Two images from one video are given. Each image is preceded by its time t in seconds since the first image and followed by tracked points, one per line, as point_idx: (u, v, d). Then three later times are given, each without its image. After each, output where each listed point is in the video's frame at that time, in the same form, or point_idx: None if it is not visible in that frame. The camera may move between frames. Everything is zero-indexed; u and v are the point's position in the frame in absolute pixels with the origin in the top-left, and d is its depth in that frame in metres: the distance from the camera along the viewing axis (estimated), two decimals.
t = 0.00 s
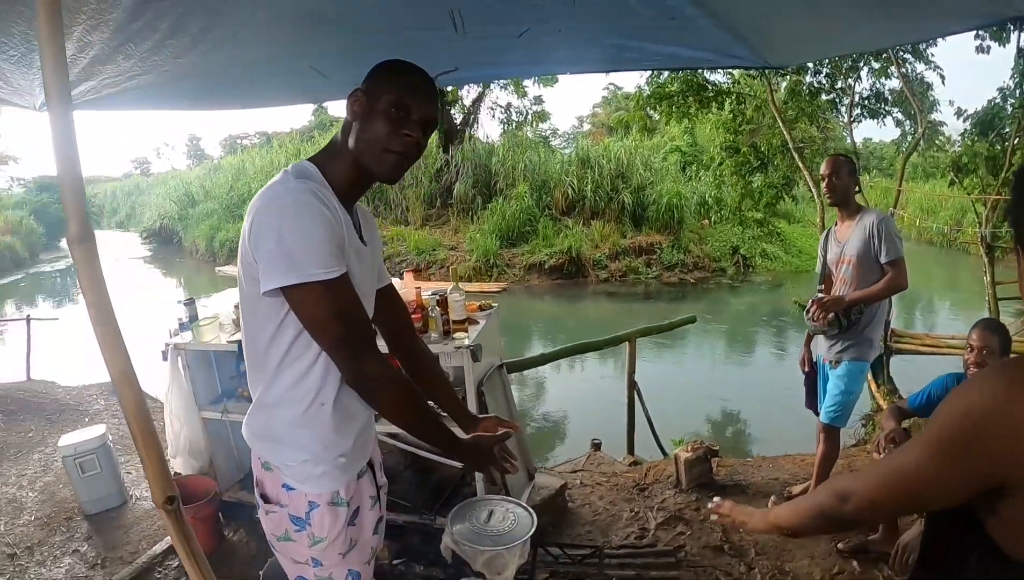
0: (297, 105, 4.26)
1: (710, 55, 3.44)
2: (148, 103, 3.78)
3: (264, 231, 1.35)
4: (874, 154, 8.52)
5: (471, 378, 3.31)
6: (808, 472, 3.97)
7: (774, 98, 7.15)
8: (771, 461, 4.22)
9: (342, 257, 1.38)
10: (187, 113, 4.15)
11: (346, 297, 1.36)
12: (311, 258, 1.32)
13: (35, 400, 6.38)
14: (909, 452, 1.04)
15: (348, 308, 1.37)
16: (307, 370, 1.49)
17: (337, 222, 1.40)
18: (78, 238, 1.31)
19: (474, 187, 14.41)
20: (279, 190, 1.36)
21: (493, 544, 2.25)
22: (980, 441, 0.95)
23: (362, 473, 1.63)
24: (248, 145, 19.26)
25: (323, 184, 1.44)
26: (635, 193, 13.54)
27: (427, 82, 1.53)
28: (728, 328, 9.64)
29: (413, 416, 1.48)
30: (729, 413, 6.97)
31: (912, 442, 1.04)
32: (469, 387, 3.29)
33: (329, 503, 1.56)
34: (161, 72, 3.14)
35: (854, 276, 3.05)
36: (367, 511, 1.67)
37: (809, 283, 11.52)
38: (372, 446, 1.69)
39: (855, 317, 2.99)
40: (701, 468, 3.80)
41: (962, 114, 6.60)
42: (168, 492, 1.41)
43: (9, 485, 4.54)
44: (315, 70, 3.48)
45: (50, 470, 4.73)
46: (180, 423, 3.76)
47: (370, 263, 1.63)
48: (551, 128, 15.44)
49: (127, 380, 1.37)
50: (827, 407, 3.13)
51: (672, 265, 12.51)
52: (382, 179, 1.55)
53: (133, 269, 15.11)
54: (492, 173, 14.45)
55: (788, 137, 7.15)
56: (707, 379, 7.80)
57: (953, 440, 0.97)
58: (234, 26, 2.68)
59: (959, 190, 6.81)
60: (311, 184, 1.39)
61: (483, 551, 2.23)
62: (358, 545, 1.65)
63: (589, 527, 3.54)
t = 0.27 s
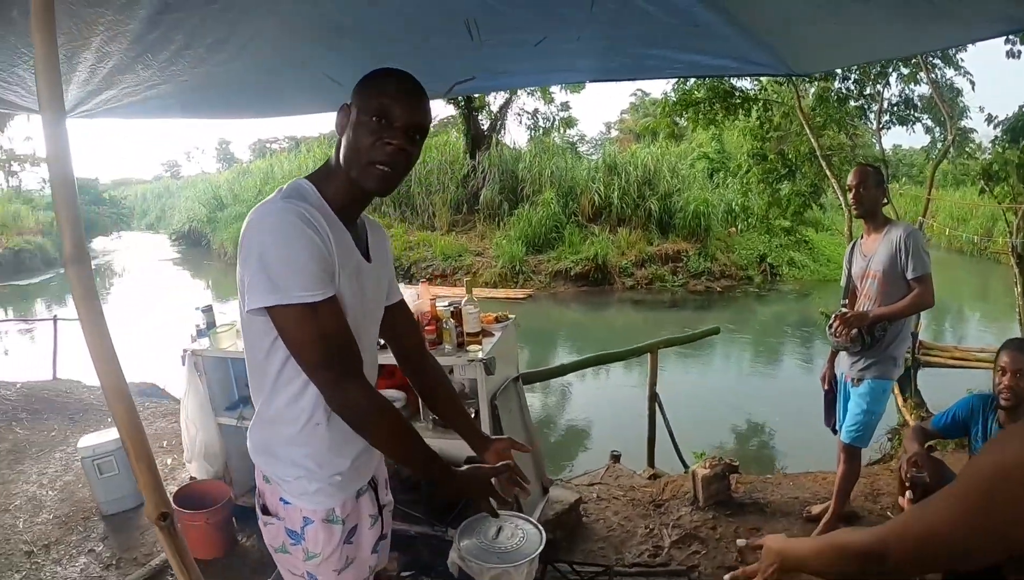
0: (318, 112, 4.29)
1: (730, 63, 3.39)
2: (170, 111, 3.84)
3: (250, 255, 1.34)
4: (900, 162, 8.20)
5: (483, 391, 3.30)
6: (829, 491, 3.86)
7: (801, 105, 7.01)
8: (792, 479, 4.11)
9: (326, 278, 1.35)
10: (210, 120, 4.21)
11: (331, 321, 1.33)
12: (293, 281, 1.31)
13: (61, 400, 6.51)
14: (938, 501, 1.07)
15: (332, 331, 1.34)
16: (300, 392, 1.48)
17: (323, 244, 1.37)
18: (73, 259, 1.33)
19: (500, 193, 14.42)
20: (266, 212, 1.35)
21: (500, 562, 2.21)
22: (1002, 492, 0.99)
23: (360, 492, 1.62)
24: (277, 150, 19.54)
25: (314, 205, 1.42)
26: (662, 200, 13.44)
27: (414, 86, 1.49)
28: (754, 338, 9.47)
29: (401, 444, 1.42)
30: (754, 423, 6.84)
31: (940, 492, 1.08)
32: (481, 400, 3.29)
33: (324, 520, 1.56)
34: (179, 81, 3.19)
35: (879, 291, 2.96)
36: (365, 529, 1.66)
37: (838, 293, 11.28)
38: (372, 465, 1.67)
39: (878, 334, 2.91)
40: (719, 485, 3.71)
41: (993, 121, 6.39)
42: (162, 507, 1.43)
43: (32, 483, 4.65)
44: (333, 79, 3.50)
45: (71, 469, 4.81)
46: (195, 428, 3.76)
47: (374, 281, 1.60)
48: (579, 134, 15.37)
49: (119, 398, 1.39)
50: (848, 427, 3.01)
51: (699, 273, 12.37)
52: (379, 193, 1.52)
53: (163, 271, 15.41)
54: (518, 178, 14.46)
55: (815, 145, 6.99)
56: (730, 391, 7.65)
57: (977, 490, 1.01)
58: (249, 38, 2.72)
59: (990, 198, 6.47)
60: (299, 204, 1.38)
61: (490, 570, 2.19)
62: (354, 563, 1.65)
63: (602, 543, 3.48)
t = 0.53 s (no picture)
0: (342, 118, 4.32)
1: (759, 69, 3.31)
2: (196, 117, 3.89)
3: (255, 263, 1.35)
4: (935, 169, 7.95)
5: (505, 403, 3.27)
6: (857, 509, 3.74)
7: (831, 112, 6.86)
8: (817, 495, 4.01)
9: (325, 292, 1.32)
10: (236, 126, 4.26)
11: (327, 337, 1.32)
12: (291, 294, 1.29)
13: (90, 398, 6.65)
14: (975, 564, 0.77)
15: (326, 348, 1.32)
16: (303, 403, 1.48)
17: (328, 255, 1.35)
18: (78, 269, 1.29)
19: (530, 199, 14.40)
20: (274, 219, 1.34)
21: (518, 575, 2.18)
22: None
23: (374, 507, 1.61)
24: (306, 154, 19.80)
25: (326, 214, 1.40)
26: (691, 208, 13.30)
27: (421, 90, 1.48)
28: (783, 347, 9.29)
29: (385, 468, 1.40)
30: (781, 435, 6.69)
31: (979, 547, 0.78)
32: (503, 411, 3.25)
33: (336, 533, 1.55)
34: (204, 88, 3.24)
35: (912, 305, 2.86)
36: (379, 543, 1.64)
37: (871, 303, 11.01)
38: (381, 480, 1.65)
39: (909, 350, 2.80)
40: (743, 502, 3.62)
41: None
42: (166, 519, 1.36)
43: (56, 480, 4.75)
44: (356, 87, 3.51)
45: (96, 468, 4.90)
46: (217, 430, 3.82)
47: (391, 291, 1.57)
48: (609, 140, 15.27)
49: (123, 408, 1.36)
50: (876, 445, 2.89)
51: (728, 280, 12.20)
52: (394, 200, 1.50)
53: (193, 272, 15.71)
54: (547, 184, 14.43)
55: (846, 153, 6.82)
56: (756, 402, 7.50)
57: None
58: (270, 45, 2.74)
59: None
60: (307, 213, 1.36)
61: None
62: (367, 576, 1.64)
63: (622, 558, 3.43)
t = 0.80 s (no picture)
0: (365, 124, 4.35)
1: (788, 72, 3.25)
2: (223, 122, 3.95)
3: (271, 267, 1.34)
4: (969, 175, 7.75)
5: (528, 411, 3.26)
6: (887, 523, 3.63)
7: (862, 116, 6.71)
8: (845, 508, 3.90)
9: (329, 296, 1.31)
10: (263, 131, 4.32)
11: (324, 346, 1.31)
12: (295, 301, 1.28)
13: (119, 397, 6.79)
14: None
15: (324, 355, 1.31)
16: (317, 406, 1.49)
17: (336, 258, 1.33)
18: (96, 273, 1.28)
19: (559, 205, 14.36)
20: (288, 221, 1.34)
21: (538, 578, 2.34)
22: None
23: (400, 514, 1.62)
24: (335, 159, 20.04)
25: (341, 215, 1.39)
26: (721, 213, 13.14)
27: (435, 89, 1.47)
28: (813, 355, 9.10)
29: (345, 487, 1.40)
30: (810, 445, 6.54)
31: None
32: (526, 418, 3.23)
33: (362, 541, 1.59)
34: (230, 93, 3.28)
35: (944, 314, 2.76)
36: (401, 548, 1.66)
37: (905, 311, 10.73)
38: (400, 486, 1.62)
39: (941, 361, 2.71)
40: (768, 514, 3.54)
41: None
42: (180, 521, 1.35)
43: (83, 476, 4.85)
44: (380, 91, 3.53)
45: (122, 465, 5.00)
46: (239, 432, 3.87)
47: (411, 294, 1.54)
48: (638, 145, 15.16)
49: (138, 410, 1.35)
50: (905, 458, 2.82)
51: (758, 287, 12.01)
52: (417, 199, 1.49)
53: (223, 274, 15.99)
54: (576, 189, 14.39)
55: (879, 158, 6.67)
56: (784, 411, 7.34)
57: None
58: (294, 50, 2.77)
59: None
60: (321, 215, 1.35)
61: None
62: None
63: (643, 569, 3.38)
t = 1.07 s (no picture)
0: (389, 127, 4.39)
1: (815, 74, 3.19)
2: (251, 125, 4.03)
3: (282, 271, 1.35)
4: (1002, 180, 7.53)
5: (551, 414, 3.24)
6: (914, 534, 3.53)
7: (892, 120, 6.56)
8: (870, 518, 3.81)
9: (335, 297, 1.31)
10: (289, 134, 4.39)
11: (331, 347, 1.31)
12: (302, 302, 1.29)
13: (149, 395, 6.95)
14: None
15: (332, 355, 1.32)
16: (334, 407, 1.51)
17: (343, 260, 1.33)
18: (119, 272, 1.32)
19: (587, 209, 14.31)
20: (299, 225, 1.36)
21: None
22: None
23: (427, 513, 1.63)
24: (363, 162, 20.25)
25: (351, 217, 1.40)
26: (751, 218, 12.96)
27: (447, 88, 1.47)
28: (844, 363, 8.91)
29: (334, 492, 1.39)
30: (838, 454, 6.40)
31: None
32: (549, 422, 3.21)
33: (390, 539, 1.57)
34: (258, 97, 3.35)
35: (974, 322, 2.68)
36: (428, 549, 1.66)
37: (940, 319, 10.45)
38: (425, 486, 1.60)
39: (970, 370, 2.63)
40: (792, 523, 3.48)
41: None
42: (199, 515, 1.38)
43: (110, 472, 4.97)
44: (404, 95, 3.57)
45: (149, 462, 5.11)
46: (264, 430, 3.97)
47: (426, 298, 1.53)
48: (668, 149, 15.03)
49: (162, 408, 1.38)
50: (931, 468, 2.76)
51: (788, 293, 11.82)
52: (434, 200, 1.50)
53: (252, 275, 16.27)
54: (604, 193, 14.33)
55: (910, 162, 6.51)
56: (812, 419, 7.20)
57: None
58: (320, 55, 2.82)
59: None
60: (327, 218, 1.36)
61: None
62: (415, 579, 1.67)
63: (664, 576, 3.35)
